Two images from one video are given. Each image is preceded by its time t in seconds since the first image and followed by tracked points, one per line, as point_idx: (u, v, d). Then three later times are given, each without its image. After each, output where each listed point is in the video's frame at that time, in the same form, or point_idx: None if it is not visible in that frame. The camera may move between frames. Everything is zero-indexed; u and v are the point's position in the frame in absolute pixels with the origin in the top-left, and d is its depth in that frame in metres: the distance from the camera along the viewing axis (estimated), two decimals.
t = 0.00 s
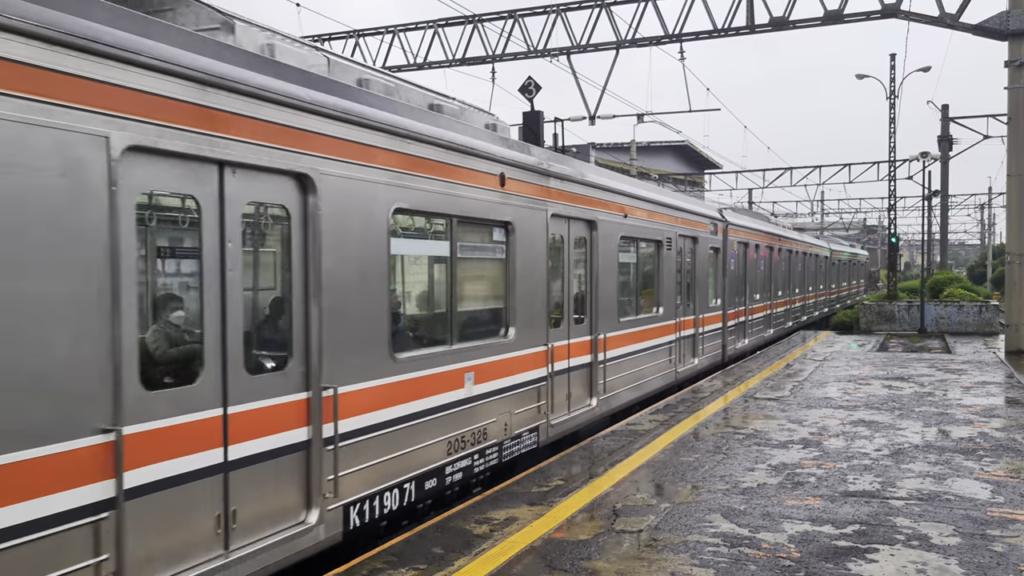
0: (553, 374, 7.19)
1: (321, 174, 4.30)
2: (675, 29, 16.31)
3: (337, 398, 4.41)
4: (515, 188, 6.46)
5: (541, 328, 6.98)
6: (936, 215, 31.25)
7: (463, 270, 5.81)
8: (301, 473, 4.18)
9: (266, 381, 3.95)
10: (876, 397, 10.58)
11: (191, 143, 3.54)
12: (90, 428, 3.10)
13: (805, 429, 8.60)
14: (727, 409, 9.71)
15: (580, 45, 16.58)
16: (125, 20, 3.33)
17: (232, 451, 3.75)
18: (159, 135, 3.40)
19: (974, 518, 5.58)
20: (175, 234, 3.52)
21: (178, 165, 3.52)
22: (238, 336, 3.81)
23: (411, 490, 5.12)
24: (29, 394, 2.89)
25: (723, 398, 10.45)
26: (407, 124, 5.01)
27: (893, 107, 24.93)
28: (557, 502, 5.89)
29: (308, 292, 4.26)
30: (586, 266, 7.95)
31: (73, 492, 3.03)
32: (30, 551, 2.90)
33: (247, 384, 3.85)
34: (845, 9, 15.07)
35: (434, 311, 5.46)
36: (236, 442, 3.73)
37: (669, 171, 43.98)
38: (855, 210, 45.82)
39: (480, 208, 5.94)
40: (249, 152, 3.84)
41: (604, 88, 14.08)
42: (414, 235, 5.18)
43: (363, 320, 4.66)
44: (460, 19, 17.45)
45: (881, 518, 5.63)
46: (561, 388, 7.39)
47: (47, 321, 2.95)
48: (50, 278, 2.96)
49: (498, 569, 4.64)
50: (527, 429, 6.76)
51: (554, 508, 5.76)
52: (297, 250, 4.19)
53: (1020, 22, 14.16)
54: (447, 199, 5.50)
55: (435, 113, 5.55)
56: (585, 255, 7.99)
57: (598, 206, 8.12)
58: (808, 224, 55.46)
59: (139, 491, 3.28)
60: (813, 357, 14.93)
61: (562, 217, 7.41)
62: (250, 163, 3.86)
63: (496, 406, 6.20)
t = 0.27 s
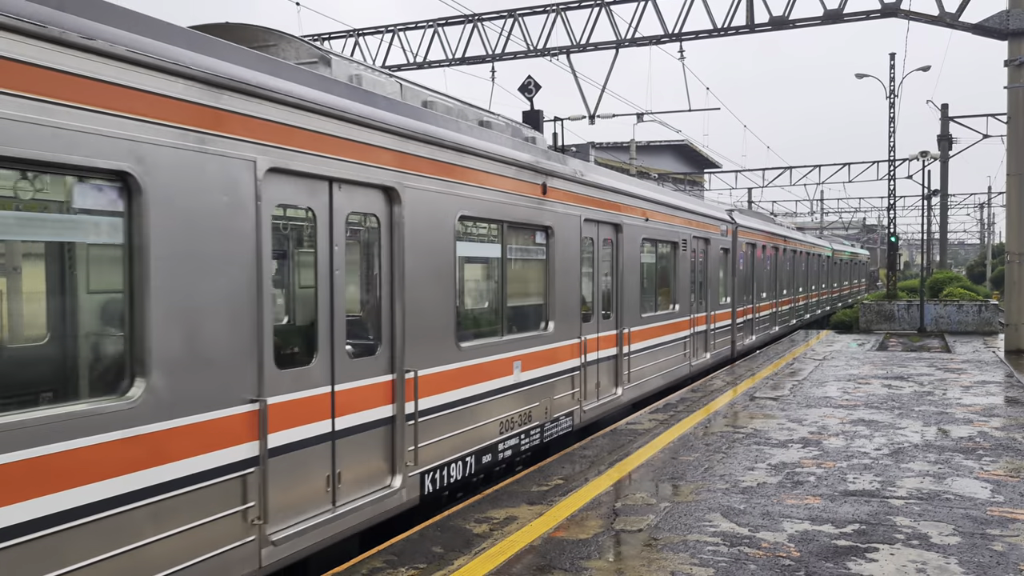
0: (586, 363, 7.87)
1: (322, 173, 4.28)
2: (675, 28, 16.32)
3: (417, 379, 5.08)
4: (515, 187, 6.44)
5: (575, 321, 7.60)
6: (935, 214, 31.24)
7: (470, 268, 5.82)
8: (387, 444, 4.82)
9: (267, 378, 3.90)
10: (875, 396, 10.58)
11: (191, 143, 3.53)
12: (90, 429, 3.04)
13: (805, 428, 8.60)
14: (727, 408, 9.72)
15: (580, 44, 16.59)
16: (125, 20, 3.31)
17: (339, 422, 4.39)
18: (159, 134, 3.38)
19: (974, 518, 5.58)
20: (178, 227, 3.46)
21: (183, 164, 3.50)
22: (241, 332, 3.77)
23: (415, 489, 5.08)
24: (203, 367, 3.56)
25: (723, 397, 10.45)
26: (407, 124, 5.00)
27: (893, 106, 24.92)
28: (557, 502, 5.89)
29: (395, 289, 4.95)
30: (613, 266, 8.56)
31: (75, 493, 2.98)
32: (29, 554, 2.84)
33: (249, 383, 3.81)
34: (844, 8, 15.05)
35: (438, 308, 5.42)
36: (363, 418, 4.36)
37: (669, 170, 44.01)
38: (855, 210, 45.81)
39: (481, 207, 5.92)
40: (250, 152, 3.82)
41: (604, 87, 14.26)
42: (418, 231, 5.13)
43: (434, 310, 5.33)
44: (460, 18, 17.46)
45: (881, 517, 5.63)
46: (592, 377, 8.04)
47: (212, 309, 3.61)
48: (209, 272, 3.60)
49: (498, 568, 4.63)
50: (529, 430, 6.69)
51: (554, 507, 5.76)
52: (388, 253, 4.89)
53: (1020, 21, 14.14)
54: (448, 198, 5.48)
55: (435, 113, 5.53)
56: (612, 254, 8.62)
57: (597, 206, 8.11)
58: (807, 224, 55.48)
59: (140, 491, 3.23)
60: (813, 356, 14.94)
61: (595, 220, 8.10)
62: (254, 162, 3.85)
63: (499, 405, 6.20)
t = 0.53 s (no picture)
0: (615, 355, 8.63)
1: (323, 173, 4.29)
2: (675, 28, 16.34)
3: (479, 366, 5.86)
4: (515, 187, 6.45)
5: (606, 318, 8.32)
6: (936, 215, 31.22)
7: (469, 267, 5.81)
8: (452, 422, 5.56)
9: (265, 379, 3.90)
10: (876, 397, 10.58)
11: (192, 143, 3.53)
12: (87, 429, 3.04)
13: (805, 429, 8.60)
14: (727, 408, 9.72)
15: (580, 45, 16.60)
16: (126, 20, 3.32)
17: (398, 405, 4.95)
18: (159, 134, 3.38)
19: (975, 518, 5.57)
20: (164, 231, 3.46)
21: (185, 163, 3.50)
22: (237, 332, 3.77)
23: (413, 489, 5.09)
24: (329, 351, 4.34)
25: (723, 397, 10.45)
26: (407, 123, 5.00)
27: (893, 107, 24.92)
28: (557, 502, 5.88)
29: (457, 286, 5.68)
30: (637, 266, 9.31)
31: (71, 494, 2.98)
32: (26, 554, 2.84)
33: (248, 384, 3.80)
34: (845, 8, 15.05)
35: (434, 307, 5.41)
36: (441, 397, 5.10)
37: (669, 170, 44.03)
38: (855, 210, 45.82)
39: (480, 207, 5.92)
40: (251, 152, 3.82)
41: (604, 87, 14.43)
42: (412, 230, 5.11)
43: (490, 305, 6.07)
44: (460, 18, 17.47)
45: (881, 518, 5.62)
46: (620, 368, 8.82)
47: (325, 299, 4.31)
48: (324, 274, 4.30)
49: (498, 568, 4.63)
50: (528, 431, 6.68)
51: (554, 507, 5.76)
52: (453, 256, 5.64)
53: (1020, 22, 14.14)
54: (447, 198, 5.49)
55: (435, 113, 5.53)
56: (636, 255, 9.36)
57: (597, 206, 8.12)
58: (807, 224, 55.47)
59: (136, 492, 3.23)
60: (813, 357, 14.94)
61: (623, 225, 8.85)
62: (255, 162, 3.85)
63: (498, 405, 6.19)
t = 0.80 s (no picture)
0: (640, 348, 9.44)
1: (325, 173, 4.30)
2: (675, 29, 16.37)
3: (529, 355, 6.69)
4: (515, 188, 6.46)
5: (631, 316, 9.11)
6: (936, 216, 31.22)
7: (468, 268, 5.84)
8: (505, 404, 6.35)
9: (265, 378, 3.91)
10: (876, 398, 10.57)
11: (193, 142, 3.54)
12: (90, 428, 3.05)
13: (805, 429, 8.60)
14: (727, 409, 9.73)
15: (580, 45, 16.63)
16: (130, 21, 3.34)
17: (446, 393, 5.46)
18: (158, 133, 3.39)
19: (975, 519, 5.57)
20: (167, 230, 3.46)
21: (189, 164, 3.52)
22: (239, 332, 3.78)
23: (413, 488, 5.10)
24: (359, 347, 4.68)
25: (723, 398, 10.46)
26: (408, 123, 5.01)
27: (893, 107, 24.92)
28: (558, 503, 5.89)
29: (508, 285, 6.46)
30: (657, 267, 10.06)
31: (75, 494, 2.98)
32: (31, 553, 2.84)
33: (248, 385, 3.80)
34: (845, 9, 15.06)
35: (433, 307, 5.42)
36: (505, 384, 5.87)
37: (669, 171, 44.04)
38: (855, 211, 45.81)
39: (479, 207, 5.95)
40: (251, 151, 3.83)
41: (604, 89, 14.57)
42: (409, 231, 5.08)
43: (535, 303, 6.84)
44: (460, 19, 17.49)
45: (882, 519, 5.62)
46: (643, 361, 9.58)
47: (410, 295, 5.10)
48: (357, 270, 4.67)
49: (498, 569, 4.64)
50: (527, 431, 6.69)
51: (554, 508, 5.76)
52: (506, 258, 6.43)
53: (1021, 23, 14.14)
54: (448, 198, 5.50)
55: (435, 113, 5.54)
56: (656, 257, 10.13)
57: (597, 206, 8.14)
58: (807, 225, 55.47)
59: (138, 491, 3.23)
60: (813, 358, 14.95)
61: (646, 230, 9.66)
62: (257, 163, 3.87)
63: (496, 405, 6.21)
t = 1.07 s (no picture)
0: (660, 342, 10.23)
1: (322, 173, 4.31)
2: (675, 31, 16.42)
3: (570, 347, 7.56)
4: (514, 188, 6.47)
5: (653, 313, 9.97)
6: (936, 217, 31.24)
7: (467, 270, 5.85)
8: (550, 391, 7.21)
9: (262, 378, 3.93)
10: (876, 399, 10.58)
11: (190, 142, 3.56)
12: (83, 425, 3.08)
13: (805, 430, 8.61)
14: (727, 410, 9.73)
15: (581, 46, 16.66)
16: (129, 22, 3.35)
17: (505, 377, 6.37)
18: (156, 134, 3.40)
19: (975, 521, 5.58)
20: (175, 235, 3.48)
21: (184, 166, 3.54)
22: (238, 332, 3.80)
23: (413, 489, 5.14)
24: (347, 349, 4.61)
25: (723, 399, 10.47)
26: (406, 124, 5.03)
27: (893, 108, 24.93)
28: (558, 503, 5.90)
29: (550, 284, 7.26)
30: (676, 269, 10.91)
31: (66, 491, 3.01)
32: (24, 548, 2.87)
33: (246, 386, 3.83)
34: (845, 11, 15.07)
35: (428, 308, 5.43)
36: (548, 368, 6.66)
37: (669, 172, 44.08)
38: (855, 212, 45.83)
39: (480, 208, 5.97)
40: (247, 151, 3.86)
41: (604, 90, 14.61)
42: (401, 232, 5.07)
43: (571, 299, 7.61)
44: (461, 20, 17.52)
45: (882, 520, 5.63)
46: (664, 355, 10.44)
47: (475, 292, 5.93)
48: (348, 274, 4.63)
49: (499, 569, 4.65)
50: (524, 432, 6.72)
51: (554, 509, 5.77)
52: (550, 260, 7.26)
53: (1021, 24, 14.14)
54: (447, 199, 5.52)
55: (434, 114, 5.56)
56: (674, 259, 10.98)
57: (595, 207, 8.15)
58: (807, 226, 55.49)
59: (135, 490, 3.27)
60: (813, 359, 14.95)
61: (665, 233, 10.48)
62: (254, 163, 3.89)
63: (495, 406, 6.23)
